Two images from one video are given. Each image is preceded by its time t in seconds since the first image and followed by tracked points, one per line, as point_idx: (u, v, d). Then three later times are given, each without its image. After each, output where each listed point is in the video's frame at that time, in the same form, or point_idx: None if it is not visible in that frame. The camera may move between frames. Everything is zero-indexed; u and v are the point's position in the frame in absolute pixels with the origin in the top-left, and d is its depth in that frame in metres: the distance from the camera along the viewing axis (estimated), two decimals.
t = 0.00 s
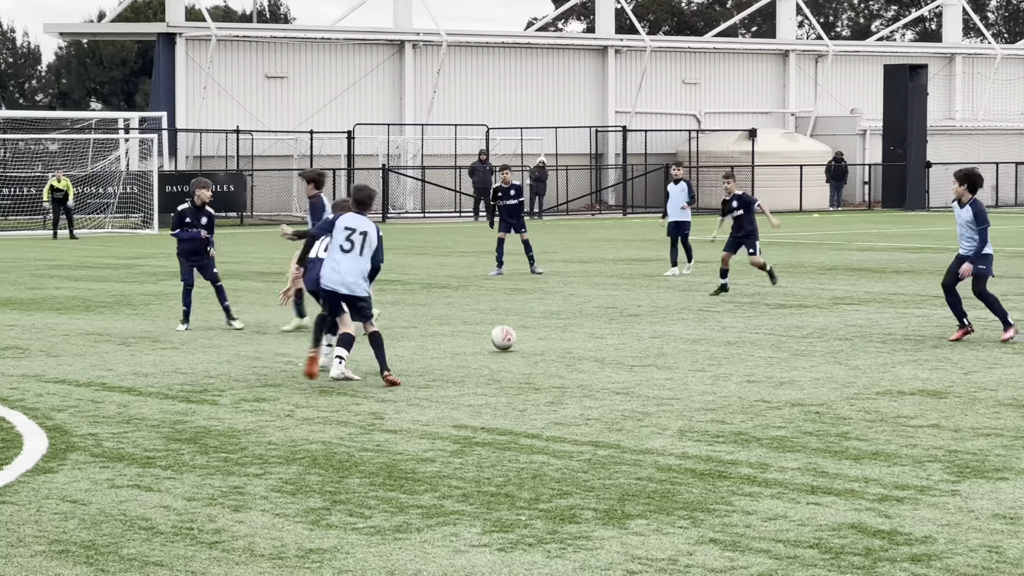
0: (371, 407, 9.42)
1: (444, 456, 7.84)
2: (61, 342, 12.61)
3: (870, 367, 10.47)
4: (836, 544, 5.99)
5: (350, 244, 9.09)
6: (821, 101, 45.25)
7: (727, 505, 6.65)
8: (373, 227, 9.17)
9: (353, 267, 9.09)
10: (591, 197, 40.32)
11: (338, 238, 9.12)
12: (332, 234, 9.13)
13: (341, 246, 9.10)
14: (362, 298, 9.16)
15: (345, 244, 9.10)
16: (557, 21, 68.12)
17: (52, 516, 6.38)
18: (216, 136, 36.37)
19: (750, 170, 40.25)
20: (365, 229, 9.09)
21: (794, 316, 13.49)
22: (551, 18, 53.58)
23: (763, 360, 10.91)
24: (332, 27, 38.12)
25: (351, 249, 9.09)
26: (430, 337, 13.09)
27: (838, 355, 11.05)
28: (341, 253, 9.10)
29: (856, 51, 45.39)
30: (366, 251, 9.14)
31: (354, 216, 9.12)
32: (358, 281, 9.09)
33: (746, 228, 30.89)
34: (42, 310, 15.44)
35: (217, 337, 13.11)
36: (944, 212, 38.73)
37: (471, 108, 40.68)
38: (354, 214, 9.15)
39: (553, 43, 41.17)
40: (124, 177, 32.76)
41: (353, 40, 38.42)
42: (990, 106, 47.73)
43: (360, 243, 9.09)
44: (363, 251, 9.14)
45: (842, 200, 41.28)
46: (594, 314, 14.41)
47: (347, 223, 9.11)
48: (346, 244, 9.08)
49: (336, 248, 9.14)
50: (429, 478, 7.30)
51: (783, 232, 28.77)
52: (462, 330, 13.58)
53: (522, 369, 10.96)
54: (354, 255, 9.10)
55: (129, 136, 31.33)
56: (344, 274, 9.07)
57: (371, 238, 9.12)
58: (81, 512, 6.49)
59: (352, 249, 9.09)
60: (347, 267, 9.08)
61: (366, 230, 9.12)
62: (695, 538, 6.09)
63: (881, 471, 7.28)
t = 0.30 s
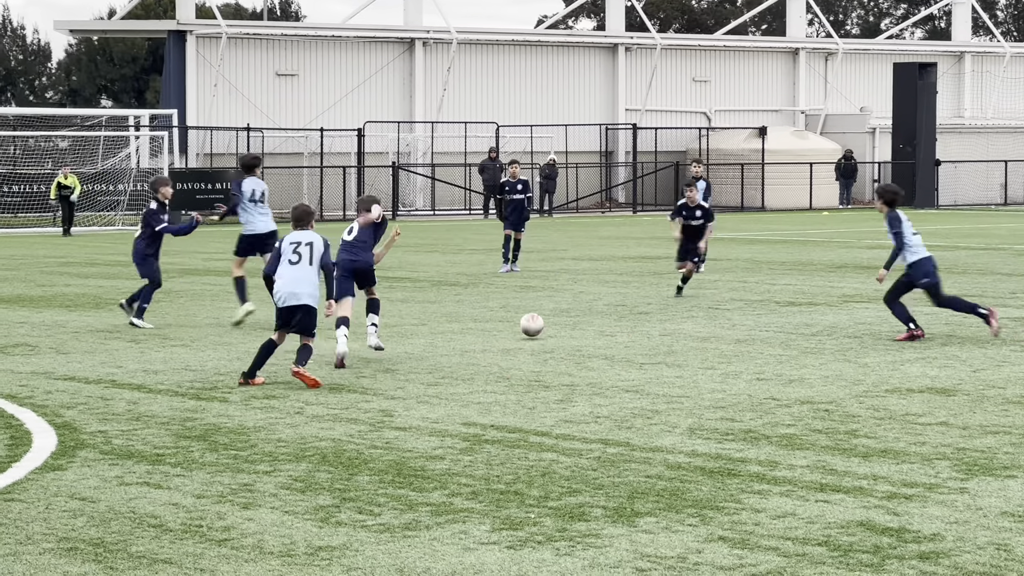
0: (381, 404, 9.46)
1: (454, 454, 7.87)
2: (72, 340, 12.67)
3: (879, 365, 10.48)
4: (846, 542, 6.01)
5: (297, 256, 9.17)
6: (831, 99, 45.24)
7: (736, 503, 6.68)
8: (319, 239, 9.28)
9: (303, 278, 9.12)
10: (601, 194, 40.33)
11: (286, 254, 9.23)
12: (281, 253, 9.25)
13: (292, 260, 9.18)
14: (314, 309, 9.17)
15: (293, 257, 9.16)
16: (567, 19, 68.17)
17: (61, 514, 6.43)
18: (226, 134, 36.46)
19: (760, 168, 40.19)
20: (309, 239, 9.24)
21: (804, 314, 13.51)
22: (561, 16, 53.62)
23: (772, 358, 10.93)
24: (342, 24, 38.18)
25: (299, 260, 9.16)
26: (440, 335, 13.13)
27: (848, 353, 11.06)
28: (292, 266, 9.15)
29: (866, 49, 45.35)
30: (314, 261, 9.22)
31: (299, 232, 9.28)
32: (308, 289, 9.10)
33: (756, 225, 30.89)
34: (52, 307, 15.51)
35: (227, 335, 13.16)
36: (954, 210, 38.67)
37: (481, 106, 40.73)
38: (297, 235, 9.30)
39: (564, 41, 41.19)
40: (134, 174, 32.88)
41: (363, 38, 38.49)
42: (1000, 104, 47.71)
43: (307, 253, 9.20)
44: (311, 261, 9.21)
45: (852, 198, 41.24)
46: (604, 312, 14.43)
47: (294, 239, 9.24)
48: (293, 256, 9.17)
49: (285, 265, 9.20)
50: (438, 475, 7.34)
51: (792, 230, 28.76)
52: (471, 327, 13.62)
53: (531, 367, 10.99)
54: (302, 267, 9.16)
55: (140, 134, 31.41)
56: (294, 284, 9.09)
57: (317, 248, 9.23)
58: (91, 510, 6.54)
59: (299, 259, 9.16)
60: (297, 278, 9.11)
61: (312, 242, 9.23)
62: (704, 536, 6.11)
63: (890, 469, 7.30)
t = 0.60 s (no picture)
0: (387, 401, 9.48)
1: (459, 451, 7.88)
2: (77, 337, 12.70)
3: (885, 362, 10.48)
4: (851, 539, 6.01)
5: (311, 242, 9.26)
6: (837, 97, 45.21)
7: (742, 500, 6.68)
8: (327, 223, 9.19)
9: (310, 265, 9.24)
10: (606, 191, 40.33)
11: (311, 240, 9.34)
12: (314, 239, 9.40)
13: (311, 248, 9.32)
14: (320, 296, 9.19)
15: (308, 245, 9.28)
16: (572, 17, 68.21)
17: (67, 511, 6.45)
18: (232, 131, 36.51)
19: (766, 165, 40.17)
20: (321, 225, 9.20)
21: (808, 311, 13.51)
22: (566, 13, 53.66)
23: (777, 355, 10.93)
24: (348, 21, 38.19)
25: (310, 247, 9.26)
26: (444, 331, 13.14)
27: (853, 350, 11.07)
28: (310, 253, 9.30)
29: (872, 46, 45.32)
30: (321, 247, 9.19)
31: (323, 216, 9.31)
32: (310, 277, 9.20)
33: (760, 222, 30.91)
34: (58, 303, 15.55)
35: (232, 331, 13.18)
36: (960, 207, 38.65)
37: (486, 103, 40.73)
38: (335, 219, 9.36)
39: (570, 38, 41.19)
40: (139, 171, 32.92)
41: (369, 36, 38.49)
42: (1004, 101, 47.70)
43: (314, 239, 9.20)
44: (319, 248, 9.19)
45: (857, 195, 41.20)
46: (610, 309, 14.44)
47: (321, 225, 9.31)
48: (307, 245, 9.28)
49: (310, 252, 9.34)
50: (443, 472, 7.35)
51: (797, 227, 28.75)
52: (475, 325, 13.64)
53: (537, 364, 11.01)
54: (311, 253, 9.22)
55: (145, 131, 31.41)
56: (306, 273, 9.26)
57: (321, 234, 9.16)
58: (96, 506, 6.56)
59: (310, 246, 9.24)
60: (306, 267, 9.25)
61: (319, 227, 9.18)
62: (710, 533, 6.12)
63: (895, 466, 7.30)
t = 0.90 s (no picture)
0: (391, 398, 9.48)
1: (463, 448, 7.88)
2: (81, 333, 12.70)
3: (888, 359, 10.47)
4: (855, 536, 6.00)
5: (374, 234, 8.97)
6: (841, 94, 45.18)
7: (746, 497, 6.68)
8: (397, 216, 8.99)
9: (377, 257, 8.98)
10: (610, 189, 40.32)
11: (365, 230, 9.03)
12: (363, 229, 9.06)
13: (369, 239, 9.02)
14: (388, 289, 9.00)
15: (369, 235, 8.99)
16: (576, 14, 68.13)
17: (70, 508, 6.44)
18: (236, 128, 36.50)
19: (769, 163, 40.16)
20: (389, 216, 8.98)
21: (813, 309, 13.50)
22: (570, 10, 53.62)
23: (782, 353, 10.92)
24: (352, 18, 38.19)
25: (374, 238, 8.97)
26: (448, 328, 13.13)
27: (856, 348, 11.05)
28: (369, 246, 8.99)
29: (876, 44, 45.29)
30: (388, 239, 8.97)
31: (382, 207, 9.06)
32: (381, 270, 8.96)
33: (765, 220, 30.88)
34: (62, 300, 15.56)
35: (237, 328, 13.19)
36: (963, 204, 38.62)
37: (490, 99, 40.72)
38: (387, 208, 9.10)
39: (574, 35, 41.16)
40: (143, 168, 32.95)
41: (372, 32, 38.46)
42: (1008, 99, 47.67)
43: (383, 232, 8.96)
44: (387, 240, 8.97)
45: (861, 192, 41.19)
46: (613, 306, 14.44)
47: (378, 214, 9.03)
48: (369, 236, 8.98)
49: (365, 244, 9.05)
50: (447, 469, 7.35)
51: (800, 224, 28.72)
52: (478, 322, 13.63)
53: (541, 361, 11.00)
54: (377, 245, 8.97)
55: (149, 127, 31.42)
56: (367, 265, 9.00)
57: (392, 228, 8.94)
58: (100, 503, 6.56)
59: (376, 238, 8.97)
60: (368, 258, 8.99)
61: (389, 220, 8.97)
62: (714, 531, 6.11)
63: (899, 463, 7.29)
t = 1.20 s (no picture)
0: (395, 395, 9.48)
1: (467, 444, 7.88)
2: (85, 330, 12.71)
3: (893, 356, 10.46)
4: (860, 533, 6.00)
5: (450, 224, 9.08)
6: (845, 91, 45.15)
7: (751, 494, 6.67)
8: (469, 206, 9.05)
9: (451, 246, 9.10)
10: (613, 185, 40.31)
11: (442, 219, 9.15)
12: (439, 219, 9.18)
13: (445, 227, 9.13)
14: (466, 276, 9.12)
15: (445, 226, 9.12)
16: (580, 11, 68.10)
17: (75, 505, 6.45)
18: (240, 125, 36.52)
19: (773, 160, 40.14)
20: (461, 204, 9.06)
21: (816, 305, 13.48)
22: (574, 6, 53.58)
23: (786, 349, 10.92)
24: (356, 15, 38.20)
25: (449, 228, 9.09)
26: (451, 326, 13.13)
27: (861, 345, 11.04)
28: (445, 235, 9.12)
29: (880, 41, 45.26)
30: (462, 228, 9.06)
31: (457, 194, 9.13)
32: (458, 259, 9.08)
33: (770, 217, 30.84)
34: (66, 296, 15.58)
35: (240, 325, 13.20)
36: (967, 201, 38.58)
37: (494, 95, 40.70)
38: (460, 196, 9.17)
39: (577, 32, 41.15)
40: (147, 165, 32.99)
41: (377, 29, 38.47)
42: (1012, 95, 47.63)
43: (458, 220, 9.06)
44: (461, 229, 9.07)
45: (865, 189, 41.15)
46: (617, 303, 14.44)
47: (451, 204, 9.11)
48: (446, 226, 9.10)
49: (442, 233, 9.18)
50: (452, 466, 7.35)
51: (804, 221, 28.70)
52: (481, 319, 13.62)
53: (545, 358, 10.99)
54: (451, 235, 9.08)
55: (152, 124, 31.43)
56: (443, 254, 9.11)
57: (465, 217, 9.02)
58: (104, 500, 6.56)
59: (451, 228, 9.08)
60: (445, 247, 9.11)
61: (462, 209, 9.05)
62: (718, 528, 6.11)
63: (904, 461, 7.29)
